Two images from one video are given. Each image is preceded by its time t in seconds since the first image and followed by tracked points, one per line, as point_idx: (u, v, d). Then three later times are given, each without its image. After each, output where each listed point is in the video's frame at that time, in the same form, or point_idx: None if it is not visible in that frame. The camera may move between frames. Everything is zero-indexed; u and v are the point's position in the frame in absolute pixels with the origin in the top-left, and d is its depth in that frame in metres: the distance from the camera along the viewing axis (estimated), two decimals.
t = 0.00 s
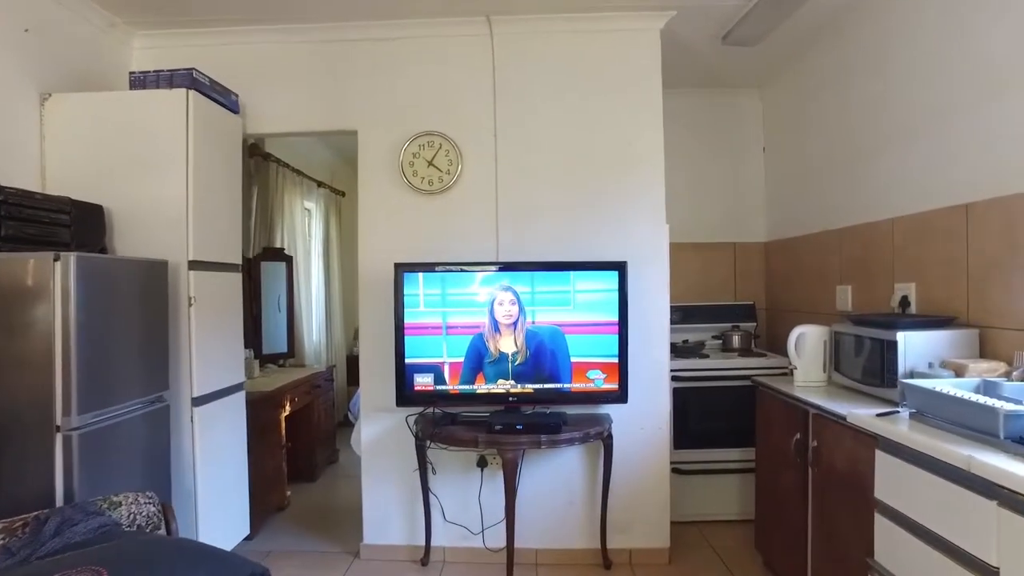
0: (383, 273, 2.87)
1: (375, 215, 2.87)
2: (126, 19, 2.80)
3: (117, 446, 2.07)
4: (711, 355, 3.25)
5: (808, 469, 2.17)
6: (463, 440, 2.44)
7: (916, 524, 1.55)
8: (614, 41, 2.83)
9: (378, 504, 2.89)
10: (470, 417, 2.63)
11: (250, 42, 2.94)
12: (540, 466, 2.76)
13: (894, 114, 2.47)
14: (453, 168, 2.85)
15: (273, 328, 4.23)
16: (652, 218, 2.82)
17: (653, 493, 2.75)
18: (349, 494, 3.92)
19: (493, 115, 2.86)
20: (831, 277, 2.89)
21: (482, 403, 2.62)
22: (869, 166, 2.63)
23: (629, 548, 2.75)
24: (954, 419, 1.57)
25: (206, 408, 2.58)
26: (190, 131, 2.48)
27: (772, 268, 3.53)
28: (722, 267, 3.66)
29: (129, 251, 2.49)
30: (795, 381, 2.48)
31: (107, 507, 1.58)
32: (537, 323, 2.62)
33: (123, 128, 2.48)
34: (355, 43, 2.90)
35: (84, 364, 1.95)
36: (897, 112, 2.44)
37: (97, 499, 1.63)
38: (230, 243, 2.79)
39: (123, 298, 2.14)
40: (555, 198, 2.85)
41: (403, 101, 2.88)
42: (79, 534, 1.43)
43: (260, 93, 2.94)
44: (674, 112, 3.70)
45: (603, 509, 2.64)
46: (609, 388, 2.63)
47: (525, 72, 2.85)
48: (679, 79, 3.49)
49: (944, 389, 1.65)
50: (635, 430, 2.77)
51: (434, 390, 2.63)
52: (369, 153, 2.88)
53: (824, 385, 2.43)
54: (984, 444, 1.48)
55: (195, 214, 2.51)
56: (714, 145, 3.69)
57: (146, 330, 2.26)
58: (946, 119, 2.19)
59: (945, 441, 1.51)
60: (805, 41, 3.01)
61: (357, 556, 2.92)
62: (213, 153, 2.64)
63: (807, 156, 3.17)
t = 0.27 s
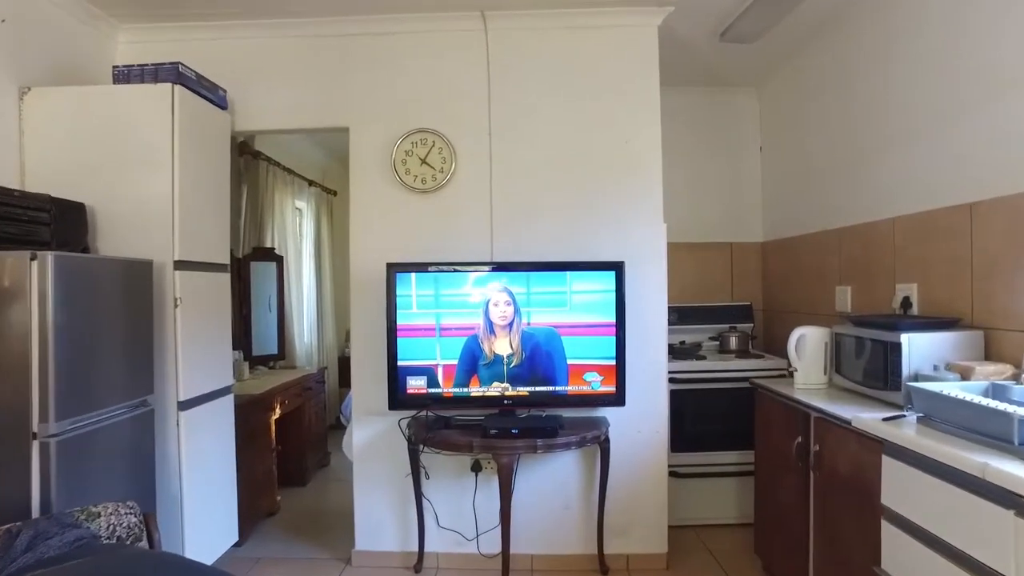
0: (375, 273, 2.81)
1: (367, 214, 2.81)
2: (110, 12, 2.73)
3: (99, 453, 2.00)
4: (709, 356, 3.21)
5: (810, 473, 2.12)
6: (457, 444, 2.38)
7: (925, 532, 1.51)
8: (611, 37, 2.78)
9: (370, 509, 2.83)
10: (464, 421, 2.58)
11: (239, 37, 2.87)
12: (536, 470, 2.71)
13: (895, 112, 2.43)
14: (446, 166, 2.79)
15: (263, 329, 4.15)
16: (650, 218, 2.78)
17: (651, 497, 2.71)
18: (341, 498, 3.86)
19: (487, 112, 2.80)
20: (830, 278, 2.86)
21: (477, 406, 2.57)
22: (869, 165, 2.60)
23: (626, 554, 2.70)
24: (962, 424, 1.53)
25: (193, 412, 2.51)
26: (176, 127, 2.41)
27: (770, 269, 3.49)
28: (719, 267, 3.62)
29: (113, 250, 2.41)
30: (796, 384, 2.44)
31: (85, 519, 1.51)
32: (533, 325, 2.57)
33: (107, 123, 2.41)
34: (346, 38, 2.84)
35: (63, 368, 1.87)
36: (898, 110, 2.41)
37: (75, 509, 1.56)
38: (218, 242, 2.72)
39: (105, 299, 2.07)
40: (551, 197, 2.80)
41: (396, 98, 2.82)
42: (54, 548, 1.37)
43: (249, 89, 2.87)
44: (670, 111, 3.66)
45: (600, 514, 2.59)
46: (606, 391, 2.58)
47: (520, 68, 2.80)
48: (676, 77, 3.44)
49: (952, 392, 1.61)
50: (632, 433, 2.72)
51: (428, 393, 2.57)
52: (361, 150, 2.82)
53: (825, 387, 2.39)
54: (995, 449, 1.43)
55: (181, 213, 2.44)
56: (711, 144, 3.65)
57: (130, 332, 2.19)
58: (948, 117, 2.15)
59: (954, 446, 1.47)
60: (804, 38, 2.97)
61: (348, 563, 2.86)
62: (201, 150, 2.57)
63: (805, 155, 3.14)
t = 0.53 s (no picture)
0: (370, 274, 2.75)
1: (361, 214, 2.76)
2: (97, 6, 2.66)
3: (83, 461, 1.94)
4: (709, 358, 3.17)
5: (814, 478, 2.08)
6: (454, 449, 2.33)
7: (937, 541, 1.47)
8: (609, 33, 2.73)
9: (365, 515, 2.77)
10: (461, 425, 2.52)
11: (230, 32, 2.81)
12: (534, 475, 2.66)
13: (898, 111, 2.39)
14: (442, 165, 2.74)
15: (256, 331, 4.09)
16: (649, 218, 2.73)
17: (651, 502, 2.66)
18: (335, 502, 3.80)
19: (484, 110, 2.75)
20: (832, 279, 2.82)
21: (474, 410, 2.52)
22: (872, 164, 2.56)
23: (626, 560, 2.66)
24: (975, 430, 1.49)
25: (182, 416, 2.45)
26: (164, 124, 2.35)
27: (770, 269, 3.45)
28: (718, 267, 3.58)
29: (100, 250, 2.35)
30: (799, 387, 2.40)
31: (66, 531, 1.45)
32: (531, 327, 2.52)
33: (93, 120, 2.34)
34: (340, 34, 2.78)
35: (45, 373, 1.81)
36: (902, 108, 2.37)
37: (56, 521, 1.49)
38: (209, 242, 2.66)
39: (90, 301, 2.01)
40: (549, 197, 2.75)
41: (391, 95, 2.76)
42: (33, 563, 1.31)
43: (240, 86, 2.81)
44: (668, 109, 3.61)
45: (599, 520, 2.54)
46: (606, 394, 2.53)
47: (517, 65, 2.75)
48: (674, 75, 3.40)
49: (963, 397, 1.57)
50: (632, 437, 2.68)
51: (424, 396, 2.52)
52: (355, 148, 2.76)
53: (828, 390, 2.36)
54: (1009, 456, 1.39)
55: (170, 212, 2.38)
56: (709, 143, 3.61)
57: (117, 335, 2.13)
58: (953, 116, 2.12)
59: (968, 454, 1.42)
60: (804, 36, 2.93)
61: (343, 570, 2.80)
62: (191, 147, 2.51)
63: (805, 154, 3.10)
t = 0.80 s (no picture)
0: (367, 275, 2.69)
1: (358, 213, 2.70)
2: None
3: (69, 468, 1.87)
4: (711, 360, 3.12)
5: (823, 483, 2.04)
6: (453, 454, 2.27)
7: (955, 551, 1.42)
8: (611, 29, 2.68)
9: (362, 521, 2.71)
10: (460, 429, 2.47)
11: (223, 26, 2.74)
12: (535, 480, 2.60)
13: (906, 108, 2.35)
14: (441, 163, 2.68)
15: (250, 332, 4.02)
16: (652, 217, 2.68)
17: (653, 507, 2.61)
18: (330, 506, 3.73)
19: (483, 107, 2.70)
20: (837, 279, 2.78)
21: (474, 413, 2.46)
22: (878, 163, 2.52)
23: (628, 566, 2.60)
24: (993, 435, 1.44)
25: (174, 421, 2.38)
26: (155, 120, 2.29)
27: (772, 269, 3.41)
28: (720, 268, 3.53)
29: (89, 250, 2.28)
30: (805, 390, 2.35)
31: (50, 545, 1.38)
32: (531, 328, 2.46)
33: (81, 115, 2.27)
34: (336, 29, 2.72)
35: (28, 377, 1.74)
36: (910, 106, 2.33)
37: (40, 533, 1.43)
38: (201, 241, 2.60)
39: (77, 302, 1.94)
40: (550, 195, 2.69)
41: (389, 91, 2.71)
42: None
43: (234, 82, 2.74)
44: (669, 108, 3.57)
45: (601, 525, 2.49)
46: (608, 397, 2.48)
47: (517, 61, 2.69)
48: (675, 73, 3.36)
49: (980, 401, 1.52)
50: (634, 441, 2.63)
51: (422, 399, 2.46)
52: (351, 146, 2.70)
53: (835, 393, 2.31)
54: None
55: (161, 211, 2.31)
56: (710, 142, 3.56)
57: (105, 337, 2.06)
58: (963, 115, 2.08)
59: (988, 460, 1.38)
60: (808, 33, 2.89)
61: None
62: (182, 144, 2.44)
63: (808, 153, 3.06)
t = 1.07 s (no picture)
0: (364, 274, 2.63)
1: (355, 211, 2.64)
2: None
3: (56, 473, 1.81)
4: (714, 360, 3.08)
5: (832, 487, 1.99)
6: (453, 458, 2.21)
7: (975, 559, 1.37)
8: (614, 24, 2.63)
9: (359, 526, 2.65)
10: (460, 432, 2.41)
11: (217, 20, 2.68)
12: (536, 483, 2.55)
13: (915, 104, 2.31)
14: (440, 160, 2.62)
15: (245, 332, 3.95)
16: (655, 216, 2.63)
17: (657, 511, 2.56)
18: (327, 510, 3.67)
19: (483, 103, 2.64)
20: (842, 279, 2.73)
21: (474, 416, 2.40)
22: (885, 160, 2.47)
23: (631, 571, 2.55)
24: (1014, 439, 1.40)
25: (166, 424, 2.32)
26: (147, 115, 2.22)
27: (774, 269, 3.36)
28: (722, 267, 3.49)
29: (79, 248, 2.22)
30: (812, 392, 2.31)
31: (33, 556, 1.31)
32: (533, 329, 2.41)
33: (70, 109, 2.21)
34: (333, 23, 2.66)
35: (14, 379, 1.68)
36: (919, 102, 2.29)
37: (23, 543, 1.36)
38: (195, 240, 2.53)
39: (66, 301, 1.88)
40: (551, 194, 2.64)
41: (387, 87, 2.65)
42: None
43: (228, 77, 2.68)
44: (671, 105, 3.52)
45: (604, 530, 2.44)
46: (611, 399, 2.43)
47: (518, 56, 2.64)
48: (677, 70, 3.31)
49: (999, 404, 1.47)
50: (637, 443, 2.58)
51: (421, 402, 2.41)
52: (349, 142, 2.64)
53: (843, 395, 2.26)
54: None
55: (154, 208, 2.25)
56: (713, 140, 3.52)
57: (95, 337, 2.00)
58: (975, 110, 2.03)
59: (1010, 465, 1.33)
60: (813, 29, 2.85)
61: None
62: (175, 140, 2.38)
63: (812, 151, 3.02)
